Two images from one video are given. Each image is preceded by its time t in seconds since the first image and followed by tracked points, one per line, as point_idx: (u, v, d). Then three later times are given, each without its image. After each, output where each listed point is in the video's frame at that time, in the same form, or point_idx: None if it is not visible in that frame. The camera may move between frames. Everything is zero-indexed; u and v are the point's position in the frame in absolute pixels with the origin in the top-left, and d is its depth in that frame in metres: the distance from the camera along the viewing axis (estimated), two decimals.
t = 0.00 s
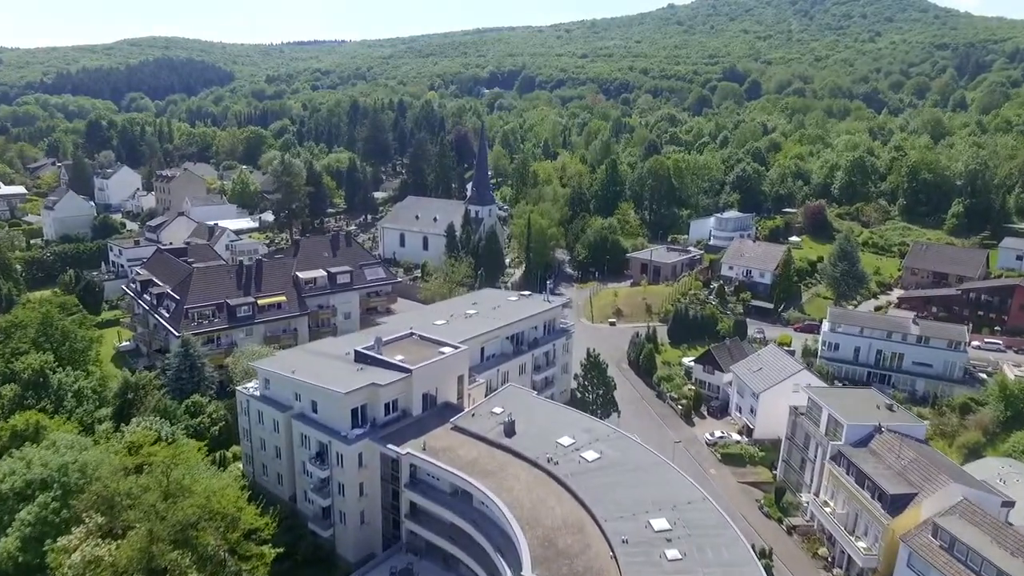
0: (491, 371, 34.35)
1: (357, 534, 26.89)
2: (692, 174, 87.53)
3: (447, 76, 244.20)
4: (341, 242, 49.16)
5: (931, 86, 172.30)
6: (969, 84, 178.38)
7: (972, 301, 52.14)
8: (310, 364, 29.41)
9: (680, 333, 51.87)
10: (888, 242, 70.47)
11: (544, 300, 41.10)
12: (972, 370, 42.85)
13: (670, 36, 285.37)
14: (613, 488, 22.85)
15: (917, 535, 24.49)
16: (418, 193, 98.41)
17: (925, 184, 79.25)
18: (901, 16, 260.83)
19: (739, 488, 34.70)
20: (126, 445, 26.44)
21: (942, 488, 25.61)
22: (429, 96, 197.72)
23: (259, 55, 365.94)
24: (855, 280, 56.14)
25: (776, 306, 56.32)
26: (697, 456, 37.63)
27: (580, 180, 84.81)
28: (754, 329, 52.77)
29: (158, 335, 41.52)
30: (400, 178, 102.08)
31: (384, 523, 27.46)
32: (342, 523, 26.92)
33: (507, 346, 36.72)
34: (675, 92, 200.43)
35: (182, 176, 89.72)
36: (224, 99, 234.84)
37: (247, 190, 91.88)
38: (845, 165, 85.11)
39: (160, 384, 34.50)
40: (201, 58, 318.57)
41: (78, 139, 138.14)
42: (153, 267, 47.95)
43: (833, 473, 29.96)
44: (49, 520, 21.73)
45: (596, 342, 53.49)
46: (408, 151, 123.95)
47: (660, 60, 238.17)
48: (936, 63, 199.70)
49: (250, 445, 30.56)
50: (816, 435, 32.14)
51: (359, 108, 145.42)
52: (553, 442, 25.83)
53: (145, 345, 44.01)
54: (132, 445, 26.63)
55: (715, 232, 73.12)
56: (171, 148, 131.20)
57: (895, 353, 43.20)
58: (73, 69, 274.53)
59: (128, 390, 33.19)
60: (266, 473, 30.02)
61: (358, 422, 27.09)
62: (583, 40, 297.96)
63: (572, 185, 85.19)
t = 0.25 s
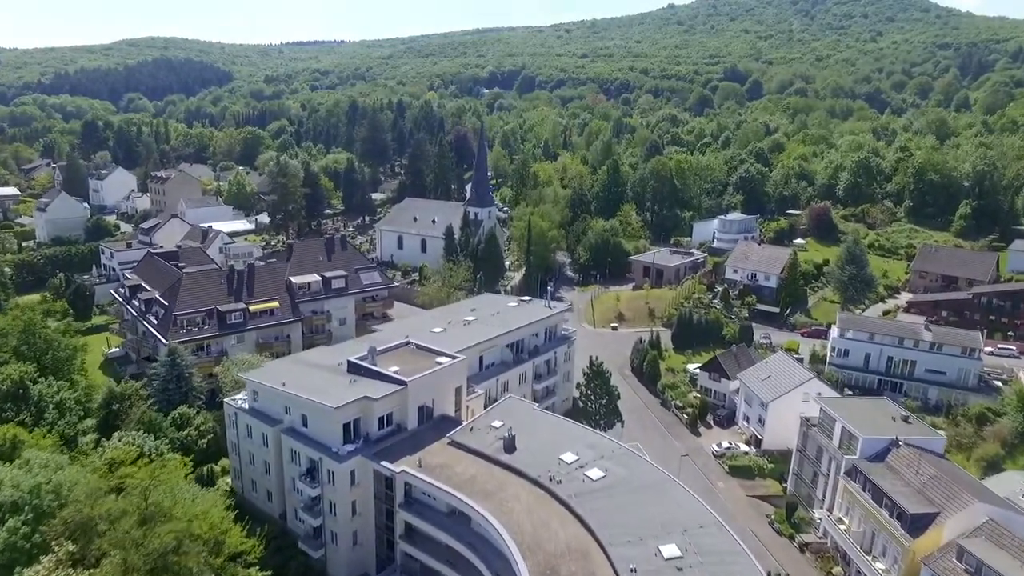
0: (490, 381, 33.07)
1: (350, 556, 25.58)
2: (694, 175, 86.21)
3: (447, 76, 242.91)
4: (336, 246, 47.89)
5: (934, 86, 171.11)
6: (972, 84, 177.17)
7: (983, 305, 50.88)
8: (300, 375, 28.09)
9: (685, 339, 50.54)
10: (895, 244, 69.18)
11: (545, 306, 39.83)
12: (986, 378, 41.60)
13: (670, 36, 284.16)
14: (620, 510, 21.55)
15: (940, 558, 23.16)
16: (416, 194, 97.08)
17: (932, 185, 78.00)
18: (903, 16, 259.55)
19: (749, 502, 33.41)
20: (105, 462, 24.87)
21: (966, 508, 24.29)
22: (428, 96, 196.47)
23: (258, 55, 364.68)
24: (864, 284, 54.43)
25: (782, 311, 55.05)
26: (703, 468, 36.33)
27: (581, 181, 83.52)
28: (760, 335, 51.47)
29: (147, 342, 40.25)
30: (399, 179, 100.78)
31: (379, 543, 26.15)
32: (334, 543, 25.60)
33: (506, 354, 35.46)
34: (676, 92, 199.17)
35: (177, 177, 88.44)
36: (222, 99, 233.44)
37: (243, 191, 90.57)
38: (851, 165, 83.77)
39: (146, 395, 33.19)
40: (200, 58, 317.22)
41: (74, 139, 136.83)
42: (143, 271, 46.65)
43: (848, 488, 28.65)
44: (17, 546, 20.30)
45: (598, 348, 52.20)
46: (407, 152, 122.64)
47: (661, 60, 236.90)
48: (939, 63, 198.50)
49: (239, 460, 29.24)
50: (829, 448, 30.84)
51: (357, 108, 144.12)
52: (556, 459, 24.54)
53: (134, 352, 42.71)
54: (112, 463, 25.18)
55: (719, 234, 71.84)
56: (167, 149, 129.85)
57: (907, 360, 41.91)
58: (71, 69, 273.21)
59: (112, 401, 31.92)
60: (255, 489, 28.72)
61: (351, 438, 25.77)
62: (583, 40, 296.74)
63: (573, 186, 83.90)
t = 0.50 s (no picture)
0: (490, 392, 31.76)
1: None
2: (697, 175, 84.91)
3: (447, 76, 241.62)
4: (332, 249, 46.61)
5: (937, 85, 169.89)
6: (974, 83, 175.95)
7: (996, 310, 49.63)
8: (290, 387, 26.78)
9: (690, 344, 49.27)
10: (902, 246, 67.96)
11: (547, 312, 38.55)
12: (1001, 386, 40.39)
13: (671, 35, 282.92)
14: (627, 535, 20.27)
15: None
16: (415, 195, 95.74)
17: (939, 186, 76.73)
18: (904, 15, 258.33)
19: (758, 517, 32.16)
20: (83, 481, 23.67)
21: (992, 529, 23.00)
22: (428, 96, 195.22)
23: (257, 55, 363.35)
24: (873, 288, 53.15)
25: (789, 315, 53.82)
26: (711, 481, 35.03)
27: (582, 182, 82.24)
28: (767, 340, 50.23)
29: (135, 350, 38.95)
30: (397, 180, 99.45)
31: (372, 564, 24.88)
32: (324, 566, 24.33)
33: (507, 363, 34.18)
34: (677, 92, 197.88)
35: (172, 179, 87.13)
36: (220, 100, 232.06)
37: (240, 192, 89.27)
38: (856, 166, 82.45)
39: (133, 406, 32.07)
40: (199, 58, 315.90)
41: (70, 139, 135.50)
42: (133, 276, 45.34)
43: (864, 505, 27.36)
44: None
45: (601, 354, 50.94)
46: (406, 152, 121.36)
47: (661, 60, 235.61)
48: (941, 62, 197.25)
49: (226, 475, 27.97)
50: (843, 462, 29.56)
51: (356, 108, 142.87)
52: (559, 478, 23.25)
53: (122, 359, 41.41)
54: (90, 482, 23.94)
55: (723, 236, 70.59)
56: (164, 150, 128.51)
57: (920, 367, 40.64)
58: (69, 69, 271.89)
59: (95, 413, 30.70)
60: (243, 507, 27.45)
61: (342, 454, 24.47)
62: (583, 40, 295.45)
63: (574, 187, 82.63)
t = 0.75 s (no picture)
0: (488, 403, 30.45)
1: None
2: (699, 176, 83.63)
3: (446, 76, 240.36)
4: (326, 252, 45.30)
5: (940, 85, 168.63)
6: (977, 83, 174.67)
7: (1009, 314, 48.35)
8: (278, 401, 25.47)
9: (694, 350, 47.94)
10: (909, 248, 66.69)
11: (547, 318, 37.27)
12: (1017, 394, 39.09)
13: (671, 35, 281.72)
14: (635, 563, 18.92)
15: None
16: (414, 196, 94.46)
17: (946, 187, 75.43)
18: (906, 15, 257.09)
19: (768, 534, 30.87)
20: (57, 501, 22.22)
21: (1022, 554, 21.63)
22: (427, 96, 193.99)
23: (256, 55, 362.12)
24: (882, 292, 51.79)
25: (795, 319, 52.52)
26: (718, 494, 33.74)
27: (583, 183, 80.96)
28: (773, 346, 48.96)
29: (122, 357, 37.65)
30: (395, 181, 98.17)
31: None
32: None
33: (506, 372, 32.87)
34: (678, 91, 196.63)
35: (167, 179, 85.80)
36: (218, 99, 230.75)
37: (235, 193, 88.01)
38: (862, 166, 81.12)
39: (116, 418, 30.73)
40: (197, 58, 314.66)
41: (66, 139, 134.23)
42: (121, 280, 44.05)
43: (882, 524, 26.01)
44: None
45: (602, 361, 49.65)
46: (404, 152, 120.08)
47: (662, 59, 234.36)
48: (944, 61, 195.97)
49: (212, 492, 26.65)
50: (858, 477, 28.25)
51: (354, 108, 141.61)
52: (561, 498, 21.93)
53: (108, 366, 40.10)
54: (65, 503, 22.49)
55: (726, 238, 69.30)
56: (160, 150, 127.21)
57: (933, 375, 39.31)
58: (67, 69, 270.64)
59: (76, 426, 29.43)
60: (229, 525, 26.14)
61: (332, 473, 23.16)
62: (583, 40, 294.12)
63: (575, 188, 81.36)
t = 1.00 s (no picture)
0: (487, 414, 29.16)
1: None
2: (702, 176, 82.37)
3: (446, 76, 239.08)
4: (320, 256, 44.01)
5: (943, 85, 167.33)
6: (980, 82, 173.45)
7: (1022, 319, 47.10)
8: (266, 415, 24.15)
9: (699, 356, 46.64)
10: (916, 250, 65.44)
11: (548, 325, 35.97)
12: None
13: (671, 35, 280.44)
14: None
15: None
16: (413, 197, 93.22)
17: (953, 187, 74.16)
18: (907, 14, 255.66)
19: (779, 551, 29.60)
20: (28, 524, 20.68)
21: None
22: (426, 96, 192.77)
23: (255, 55, 360.87)
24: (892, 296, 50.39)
25: (802, 324, 51.26)
26: (726, 507, 32.42)
27: (584, 184, 79.69)
28: (780, 351, 47.70)
29: (107, 365, 36.37)
30: (394, 181, 96.91)
31: None
32: None
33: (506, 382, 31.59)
34: (679, 91, 195.38)
35: (162, 180, 84.46)
36: (217, 100, 229.48)
37: (231, 195, 86.71)
38: (867, 167, 79.81)
39: (98, 430, 29.37)
40: (196, 58, 313.47)
41: (61, 139, 133.02)
42: (108, 285, 42.76)
43: (901, 544, 24.71)
44: None
45: (604, 367, 48.37)
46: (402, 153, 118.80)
47: (662, 59, 233.09)
48: (946, 61, 194.60)
49: (196, 510, 25.33)
50: (875, 494, 26.95)
51: (353, 108, 140.36)
52: (563, 521, 20.62)
53: (94, 374, 38.78)
54: (37, 526, 20.97)
55: (730, 239, 68.02)
56: (157, 151, 126.12)
57: (948, 383, 38.03)
58: (65, 69, 269.35)
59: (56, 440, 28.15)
60: (213, 546, 24.81)
61: (321, 493, 21.82)
62: (583, 39, 292.78)
63: (576, 189, 80.12)
